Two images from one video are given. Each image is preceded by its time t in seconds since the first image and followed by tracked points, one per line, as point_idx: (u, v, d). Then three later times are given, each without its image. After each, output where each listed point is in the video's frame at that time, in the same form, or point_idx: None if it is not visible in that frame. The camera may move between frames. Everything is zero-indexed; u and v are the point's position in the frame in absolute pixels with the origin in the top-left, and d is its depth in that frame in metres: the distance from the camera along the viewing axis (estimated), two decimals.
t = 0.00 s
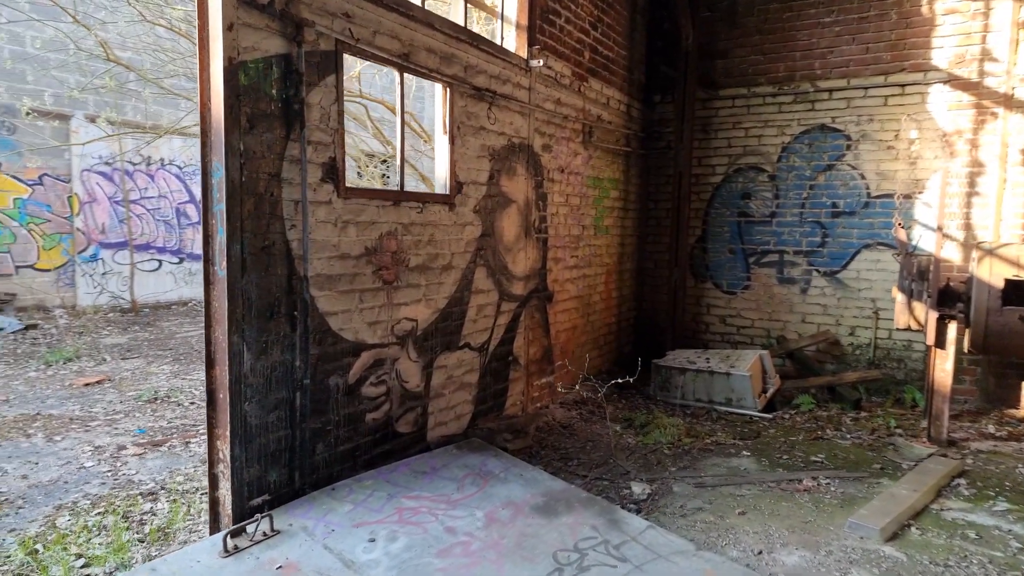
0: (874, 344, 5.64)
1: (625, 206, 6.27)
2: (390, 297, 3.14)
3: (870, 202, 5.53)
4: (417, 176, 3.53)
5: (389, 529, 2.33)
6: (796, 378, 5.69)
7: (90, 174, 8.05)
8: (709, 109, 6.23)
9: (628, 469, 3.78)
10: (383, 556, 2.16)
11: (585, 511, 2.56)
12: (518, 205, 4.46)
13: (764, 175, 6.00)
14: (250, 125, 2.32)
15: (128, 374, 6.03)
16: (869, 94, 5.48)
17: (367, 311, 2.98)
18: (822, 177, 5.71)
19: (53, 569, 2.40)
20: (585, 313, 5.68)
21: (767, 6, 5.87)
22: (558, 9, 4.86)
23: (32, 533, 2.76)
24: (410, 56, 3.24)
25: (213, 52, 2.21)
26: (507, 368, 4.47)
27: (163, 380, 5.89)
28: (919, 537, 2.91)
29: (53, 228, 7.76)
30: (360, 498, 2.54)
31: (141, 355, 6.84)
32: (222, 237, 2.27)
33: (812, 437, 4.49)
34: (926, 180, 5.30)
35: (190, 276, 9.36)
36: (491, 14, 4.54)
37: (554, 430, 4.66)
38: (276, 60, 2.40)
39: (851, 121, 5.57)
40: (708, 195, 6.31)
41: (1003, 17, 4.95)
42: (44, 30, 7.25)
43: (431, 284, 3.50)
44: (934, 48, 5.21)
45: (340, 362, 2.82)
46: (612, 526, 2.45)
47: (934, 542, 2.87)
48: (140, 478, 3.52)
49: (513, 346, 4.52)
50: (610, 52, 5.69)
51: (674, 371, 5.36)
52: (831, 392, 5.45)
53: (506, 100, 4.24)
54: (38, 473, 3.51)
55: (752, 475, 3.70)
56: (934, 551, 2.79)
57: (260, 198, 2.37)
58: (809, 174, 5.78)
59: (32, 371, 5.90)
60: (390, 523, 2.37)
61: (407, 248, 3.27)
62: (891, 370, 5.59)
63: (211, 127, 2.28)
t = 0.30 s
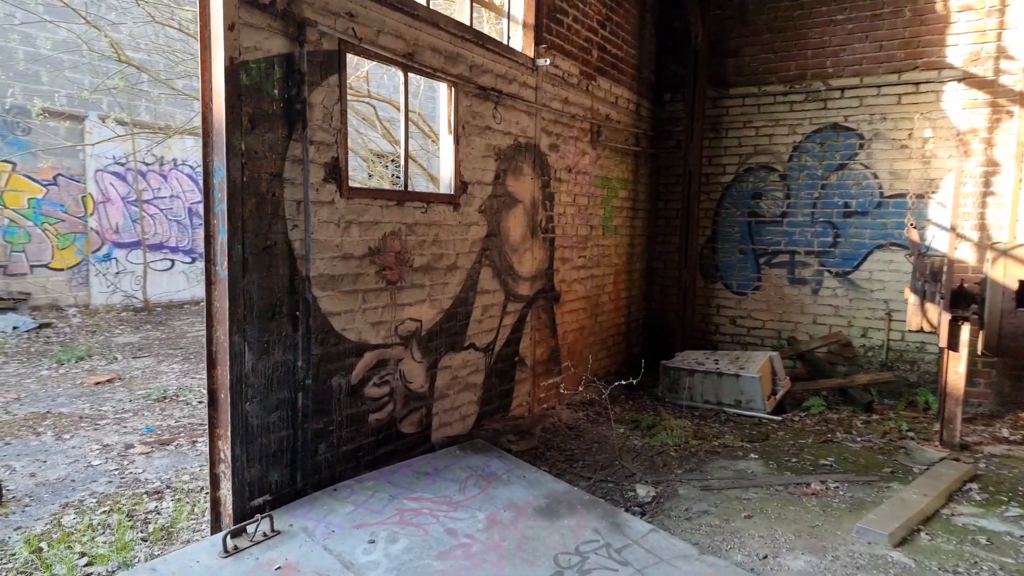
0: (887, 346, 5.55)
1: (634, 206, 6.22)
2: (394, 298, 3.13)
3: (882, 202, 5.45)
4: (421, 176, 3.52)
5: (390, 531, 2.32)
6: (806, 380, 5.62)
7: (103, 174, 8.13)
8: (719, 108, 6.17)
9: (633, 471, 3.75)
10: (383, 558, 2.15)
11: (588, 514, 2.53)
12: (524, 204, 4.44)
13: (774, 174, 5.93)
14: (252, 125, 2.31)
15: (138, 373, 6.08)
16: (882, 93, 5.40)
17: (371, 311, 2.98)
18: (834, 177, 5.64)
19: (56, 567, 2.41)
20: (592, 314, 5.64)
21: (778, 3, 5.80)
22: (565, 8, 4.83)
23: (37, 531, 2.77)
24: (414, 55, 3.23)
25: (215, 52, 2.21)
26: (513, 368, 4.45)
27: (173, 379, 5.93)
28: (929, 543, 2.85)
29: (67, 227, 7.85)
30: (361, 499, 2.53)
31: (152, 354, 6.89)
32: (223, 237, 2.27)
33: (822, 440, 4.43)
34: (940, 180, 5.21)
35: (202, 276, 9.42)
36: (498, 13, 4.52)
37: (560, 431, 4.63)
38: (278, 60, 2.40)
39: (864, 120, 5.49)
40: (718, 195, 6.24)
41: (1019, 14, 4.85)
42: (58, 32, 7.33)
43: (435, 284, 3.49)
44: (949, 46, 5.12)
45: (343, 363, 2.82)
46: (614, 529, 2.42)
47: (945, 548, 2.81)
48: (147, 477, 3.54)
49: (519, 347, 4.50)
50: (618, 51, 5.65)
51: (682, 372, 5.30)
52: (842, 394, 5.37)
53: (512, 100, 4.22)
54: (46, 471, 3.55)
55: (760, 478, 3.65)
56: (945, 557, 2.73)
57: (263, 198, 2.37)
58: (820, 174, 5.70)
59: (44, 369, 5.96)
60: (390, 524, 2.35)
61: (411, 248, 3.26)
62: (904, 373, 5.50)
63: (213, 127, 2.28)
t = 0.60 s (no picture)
0: (898, 347, 5.47)
1: (641, 205, 6.18)
2: (396, 297, 3.12)
3: (893, 201, 5.37)
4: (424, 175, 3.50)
5: (389, 532, 2.30)
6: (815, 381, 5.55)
7: (115, 174, 8.19)
8: (728, 106, 6.11)
9: (638, 473, 3.71)
10: (381, 559, 2.13)
11: (590, 516, 2.51)
12: (529, 204, 4.41)
13: (784, 173, 5.86)
14: (251, 124, 2.31)
15: (147, 371, 6.13)
16: (893, 90, 5.32)
17: (372, 311, 2.97)
18: (844, 175, 5.56)
19: (58, 566, 2.42)
20: (599, 314, 5.60)
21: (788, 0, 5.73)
22: (571, 6, 4.80)
23: (41, 529, 2.79)
24: (416, 54, 3.21)
25: (213, 52, 2.20)
26: (517, 368, 4.43)
27: (181, 378, 5.96)
28: (938, 548, 2.79)
29: (79, 227, 7.93)
30: (361, 499, 2.52)
31: (161, 353, 6.93)
32: (222, 236, 2.27)
33: (831, 442, 4.37)
34: (952, 179, 5.12)
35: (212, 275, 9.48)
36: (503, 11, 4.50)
37: (565, 432, 4.60)
38: (278, 59, 2.39)
39: (875, 118, 5.41)
40: (727, 194, 6.18)
41: None
42: (68, 33, 7.40)
43: (438, 284, 3.47)
44: (961, 43, 5.04)
45: (344, 363, 2.81)
46: (616, 531, 2.40)
47: (954, 553, 2.75)
48: (151, 476, 3.55)
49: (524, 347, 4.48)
50: (625, 49, 5.60)
51: (689, 373, 5.25)
52: (852, 396, 5.30)
53: (517, 98, 4.20)
54: (52, 469, 3.57)
55: (766, 480, 3.60)
56: (953, 561, 2.68)
57: (262, 198, 2.37)
58: (830, 172, 5.63)
59: (54, 368, 6.01)
60: (389, 525, 2.34)
61: (414, 248, 3.25)
62: (916, 374, 5.41)
63: (212, 127, 2.27)
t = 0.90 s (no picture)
0: (915, 349, 5.35)
1: (653, 205, 6.11)
2: (400, 297, 3.11)
3: (911, 199, 5.25)
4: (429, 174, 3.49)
5: (389, 533, 2.29)
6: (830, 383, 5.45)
7: (133, 174, 8.30)
8: (742, 104, 6.02)
9: (645, 475, 3.66)
10: (379, 561, 2.11)
11: (592, 519, 2.47)
12: (536, 203, 4.38)
13: (799, 171, 5.76)
14: (252, 124, 2.30)
15: (160, 369, 6.18)
16: (911, 87, 5.20)
17: (375, 310, 2.95)
18: (861, 173, 5.45)
19: (62, 563, 2.44)
20: (609, 314, 5.55)
21: None
22: (580, 3, 4.75)
23: (48, 526, 2.81)
24: (421, 52, 3.19)
25: (214, 51, 2.20)
26: (525, 369, 4.40)
27: (193, 376, 6.00)
28: (951, 555, 2.71)
29: (98, 227, 8.05)
30: (362, 500, 2.50)
31: (175, 351, 6.98)
32: (222, 235, 2.27)
33: (845, 445, 4.28)
34: (972, 177, 4.99)
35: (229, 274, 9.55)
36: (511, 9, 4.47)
37: (573, 433, 4.55)
38: (279, 58, 2.38)
39: (892, 115, 5.30)
40: (740, 193, 6.09)
41: None
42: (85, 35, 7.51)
43: (443, 283, 3.45)
44: (981, 38, 4.91)
45: (347, 362, 2.80)
46: (618, 534, 2.36)
47: (969, 561, 2.67)
48: (160, 474, 3.57)
49: (531, 347, 4.44)
50: (636, 47, 5.54)
51: (700, 374, 5.17)
52: (868, 398, 5.19)
53: (525, 97, 4.17)
54: (63, 466, 3.61)
55: (776, 484, 3.53)
56: (967, 570, 2.60)
57: (264, 197, 2.36)
58: (846, 171, 5.51)
59: (70, 366, 6.09)
60: (389, 526, 2.32)
61: (418, 246, 3.23)
62: (934, 377, 5.29)
63: (213, 127, 2.27)
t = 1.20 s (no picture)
0: (930, 351, 5.26)
1: (663, 204, 6.06)
2: (404, 297, 3.10)
3: (925, 199, 5.16)
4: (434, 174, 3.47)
5: (390, 534, 2.27)
6: (842, 386, 5.37)
7: (146, 174, 8.38)
8: (753, 103, 5.95)
9: (651, 478, 3.62)
10: (380, 562, 2.10)
11: (595, 522, 2.44)
12: (543, 203, 4.36)
13: (811, 171, 5.68)
14: (254, 124, 2.30)
15: (171, 368, 6.23)
16: (925, 85, 5.11)
17: (379, 310, 2.94)
18: (874, 173, 5.36)
19: (67, 562, 2.45)
20: (618, 314, 5.51)
21: None
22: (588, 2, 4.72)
23: (54, 524, 2.83)
24: (425, 51, 3.18)
25: (215, 52, 2.20)
26: (532, 369, 4.38)
27: (203, 375, 6.04)
28: (964, 562, 2.65)
29: (112, 227, 8.12)
30: (364, 501, 2.49)
31: (186, 351, 7.04)
32: (224, 235, 2.27)
33: (856, 449, 4.21)
34: (988, 176, 4.90)
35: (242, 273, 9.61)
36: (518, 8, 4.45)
37: (579, 434, 4.52)
38: (282, 58, 2.38)
39: (906, 114, 5.21)
40: (751, 193, 6.02)
41: None
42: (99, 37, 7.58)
43: (448, 284, 3.44)
44: (996, 35, 4.82)
45: (350, 362, 2.79)
46: (621, 538, 2.33)
47: (982, 568, 2.61)
48: (167, 473, 3.59)
49: (538, 348, 4.42)
50: (646, 46, 5.50)
51: (710, 376, 5.11)
52: (880, 401, 5.10)
53: (531, 96, 4.14)
54: (72, 465, 3.64)
55: (785, 487, 3.48)
56: None
57: (266, 197, 2.36)
58: (859, 170, 5.43)
59: (83, 365, 6.15)
60: (390, 528, 2.31)
61: (423, 247, 3.22)
62: (949, 379, 5.19)
63: (215, 127, 2.27)
